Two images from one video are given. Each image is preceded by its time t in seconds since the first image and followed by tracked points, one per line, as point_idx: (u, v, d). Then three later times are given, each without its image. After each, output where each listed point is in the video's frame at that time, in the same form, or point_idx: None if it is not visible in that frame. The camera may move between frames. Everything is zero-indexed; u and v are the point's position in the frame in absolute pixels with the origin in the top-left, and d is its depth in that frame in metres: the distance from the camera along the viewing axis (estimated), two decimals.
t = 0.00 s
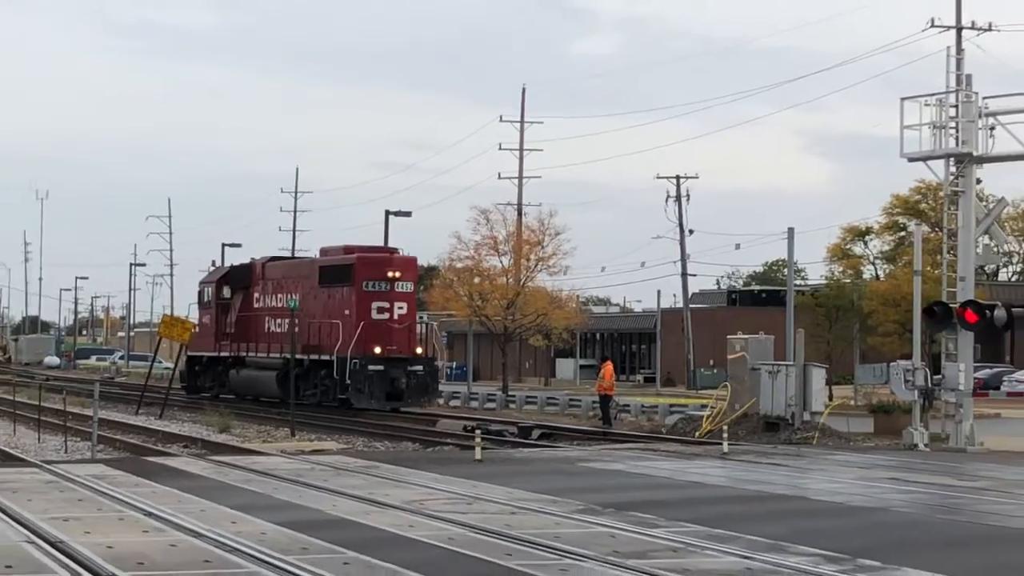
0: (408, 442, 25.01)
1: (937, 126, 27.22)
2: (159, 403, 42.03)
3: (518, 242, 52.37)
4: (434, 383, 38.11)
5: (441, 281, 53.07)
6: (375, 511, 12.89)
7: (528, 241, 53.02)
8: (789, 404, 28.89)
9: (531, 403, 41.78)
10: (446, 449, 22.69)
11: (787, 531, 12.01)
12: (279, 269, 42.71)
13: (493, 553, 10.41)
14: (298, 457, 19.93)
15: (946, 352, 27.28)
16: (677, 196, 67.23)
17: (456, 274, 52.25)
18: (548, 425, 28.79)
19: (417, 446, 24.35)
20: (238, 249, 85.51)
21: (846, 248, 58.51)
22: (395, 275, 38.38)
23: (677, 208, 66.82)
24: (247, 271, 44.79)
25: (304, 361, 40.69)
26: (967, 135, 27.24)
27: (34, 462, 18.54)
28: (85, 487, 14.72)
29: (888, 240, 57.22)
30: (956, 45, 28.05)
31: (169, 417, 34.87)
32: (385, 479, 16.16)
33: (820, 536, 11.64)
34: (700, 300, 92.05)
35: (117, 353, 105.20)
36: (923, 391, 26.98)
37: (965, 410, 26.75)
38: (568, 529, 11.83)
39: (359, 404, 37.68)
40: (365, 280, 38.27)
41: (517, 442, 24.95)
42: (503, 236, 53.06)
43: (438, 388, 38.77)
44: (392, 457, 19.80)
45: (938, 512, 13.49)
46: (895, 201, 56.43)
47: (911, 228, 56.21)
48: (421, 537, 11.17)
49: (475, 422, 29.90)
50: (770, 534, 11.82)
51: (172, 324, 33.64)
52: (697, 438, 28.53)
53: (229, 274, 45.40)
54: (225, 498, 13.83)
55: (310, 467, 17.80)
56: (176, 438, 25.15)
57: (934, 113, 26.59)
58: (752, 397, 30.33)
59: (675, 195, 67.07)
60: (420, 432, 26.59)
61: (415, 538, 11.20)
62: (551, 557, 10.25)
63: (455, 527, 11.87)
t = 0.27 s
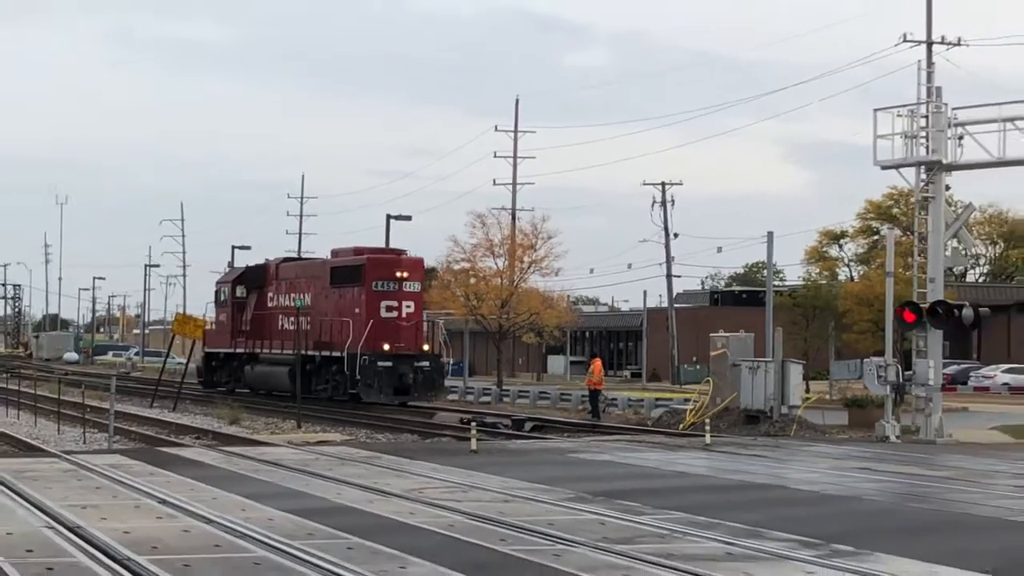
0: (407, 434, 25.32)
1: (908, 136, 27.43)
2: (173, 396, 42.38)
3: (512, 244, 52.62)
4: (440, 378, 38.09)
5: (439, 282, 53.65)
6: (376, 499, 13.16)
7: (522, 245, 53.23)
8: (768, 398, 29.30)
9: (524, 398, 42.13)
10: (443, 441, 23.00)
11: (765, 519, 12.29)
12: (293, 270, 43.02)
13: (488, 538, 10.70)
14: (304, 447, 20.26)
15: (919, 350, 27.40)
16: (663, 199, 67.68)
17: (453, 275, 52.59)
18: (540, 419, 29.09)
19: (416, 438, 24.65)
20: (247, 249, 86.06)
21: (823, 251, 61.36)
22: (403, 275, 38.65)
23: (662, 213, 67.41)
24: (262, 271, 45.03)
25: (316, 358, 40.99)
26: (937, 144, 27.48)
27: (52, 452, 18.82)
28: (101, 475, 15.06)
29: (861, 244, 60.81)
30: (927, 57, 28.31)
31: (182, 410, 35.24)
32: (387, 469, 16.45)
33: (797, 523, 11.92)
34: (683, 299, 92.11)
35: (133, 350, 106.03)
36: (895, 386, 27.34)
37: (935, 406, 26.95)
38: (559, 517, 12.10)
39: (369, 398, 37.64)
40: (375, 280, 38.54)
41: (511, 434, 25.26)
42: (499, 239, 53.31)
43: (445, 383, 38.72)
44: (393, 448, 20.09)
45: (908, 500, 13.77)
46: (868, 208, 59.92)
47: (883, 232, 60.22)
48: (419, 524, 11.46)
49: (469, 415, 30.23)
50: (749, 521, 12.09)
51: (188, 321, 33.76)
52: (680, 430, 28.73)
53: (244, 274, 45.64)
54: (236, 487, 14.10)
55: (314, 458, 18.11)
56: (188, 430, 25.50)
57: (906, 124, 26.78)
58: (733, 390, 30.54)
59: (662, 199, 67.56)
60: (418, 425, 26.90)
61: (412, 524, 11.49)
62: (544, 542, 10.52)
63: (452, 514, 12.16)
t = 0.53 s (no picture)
0: (399, 429, 25.57)
1: (872, 145, 27.82)
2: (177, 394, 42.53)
3: (501, 247, 52.69)
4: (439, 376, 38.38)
5: (430, 285, 54.07)
6: (370, 491, 13.40)
7: (509, 248, 53.37)
8: (742, 394, 29.69)
9: (511, 396, 42.44)
10: (434, 434, 23.27)
11: (736, 507, 12.56)
12: (296, 271, 43.20)
13: (475, 527, 10.94)
14: (302, 441, 20.51)
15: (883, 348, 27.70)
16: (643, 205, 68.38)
17: (444, 278, 52.96)
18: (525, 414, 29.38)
19: (408, 432, 24.91)
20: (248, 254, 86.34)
21: (793, 255, 65.00)
22: (403, 277, 38.80)
23: (640, 219, 68.12)
24: (267, 273, 45.19)
25: (319, 357, 41.24)
26: (900, 154, 27.83)
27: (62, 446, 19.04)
28: (108, 468, 15.31)
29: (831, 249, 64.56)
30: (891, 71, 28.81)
31: (185, 406, 35.44)
32: (380, 462, 16.70)
33: (768, 512, 12.19)
34: (661, 302, 92.59)
35: (140, 349, 106.42)
36: (861, 382, 27.54)
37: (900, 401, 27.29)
38: (543, 507, 12.35)
39: (370, 396, 38.01)
40: (375, 281, 38.70)
41: (499, 428, 25.54)
42: (487, 243, 53.61)
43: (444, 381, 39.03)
44: (387, 442, 20.34)
45: (873, 490, 14.09)
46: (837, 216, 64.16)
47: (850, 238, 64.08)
48: (410, 514, 11.70)
49: (456, 410, 30.53)
50: (722, 510, 12.35)
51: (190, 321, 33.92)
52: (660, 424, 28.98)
53: (250, 276, 45.81)
54: (236, 480, 14.31)
55: (310, 451, 18.35)
56: (190, 425, 25.71)
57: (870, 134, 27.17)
58: (710, 386, 30.80)
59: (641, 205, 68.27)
60: (410, 419, 27.16)
61: (402, 514, 11.74)
62: (528, 531, 10.77)
63: (442, 505, 12.40)
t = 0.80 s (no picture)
0: (391, 424, 25.80)
1: (843, 151, 28.05)
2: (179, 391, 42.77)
3: (487, 250, 53.06)
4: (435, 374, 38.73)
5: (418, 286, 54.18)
6: (363, 484, 13.65)
7: (495, 251, 53.72)
8: (718, 389, 29.87)
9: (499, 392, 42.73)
10: (424, 430, 23.51)
11: (717, 499, 12.83)
12: (297, 273, 43.43)
13: (464, 518, 11.19)
14: (298, 437, 20.73)
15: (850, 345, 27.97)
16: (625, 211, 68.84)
17: (431, 280, 53.10)
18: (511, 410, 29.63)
19: (399, 428, 25.13)
20: (245, 259, 86.44)
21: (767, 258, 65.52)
22: (401, 278, 39.02)
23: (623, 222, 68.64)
24: (269, 274, 45.41)
25: (320, 356, 41.49)
26: (869, 160, 28.06)
27: (64, 443, 19.29)
28: (111, 463, 15.54)
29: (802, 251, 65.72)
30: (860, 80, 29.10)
31: (185, 403, 35.65)
32: (372, 456, 16.95)
33: (746, 503, 12.47)
34: (641, 303, 92.94)
35: (139, 348, 106.60)
36: (833, 379, 27.83)
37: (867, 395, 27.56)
38: (528, 499, 12.61)
39: (369, 393, 38.15)
40: (374, 282, 38.90)
41: (486, 424, 25.79)
42: (474, 246, 53.77)
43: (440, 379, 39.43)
44: (378, 437, 20.59)
45: (843, 482, 14.38)
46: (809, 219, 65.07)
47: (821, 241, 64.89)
48: (401, 506, 11.95)
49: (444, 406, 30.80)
50: (700, 501, 12.61)
51: (189, 322, 34.02)
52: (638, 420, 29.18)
53: (253, 278, 46.01)
54: (235, 473, 14.55)
55: (304, 446, 18.58)
56: (189, 421, 25.91)
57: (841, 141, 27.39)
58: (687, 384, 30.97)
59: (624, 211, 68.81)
60: (401, 415, 27.38)
61: (393, 506, 11.98)
62: (514, 522, 11.02)
63: (432, 497, 12.64)
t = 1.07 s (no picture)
0: (385, 422, 26.01)
1: (818, 160, 28.26)
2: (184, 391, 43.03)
3: (477, 253, 53.33)
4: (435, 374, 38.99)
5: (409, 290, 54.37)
6: (358, 480, 13.86)
7: (485, 255, 53.98)
8: (699, 389, 30.09)
9: (487, 391, 42.96)
10: (417, 428, 23.72)
11: (699, 494, 13.03)
12: (301, 277, 43.60)
13: (455, 513, 11.41)
14: (296, 435, 20.92)
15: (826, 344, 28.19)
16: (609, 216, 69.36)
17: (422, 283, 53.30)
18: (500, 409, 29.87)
19: (393, 426, 25.35)
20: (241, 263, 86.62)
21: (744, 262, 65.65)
22: (401, 281, 39.18)
23: (608, 227, 69.18)
24: (273, 278, 45.59)
25: (322, 356, 41.67)
26: (844, 168, 28.24)
27: (67, 441, 19.49)
28: (116, 460, 15.75)
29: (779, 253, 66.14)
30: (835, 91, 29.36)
31: (187, 402, 35.88)
32: (367, 453, 17.16)
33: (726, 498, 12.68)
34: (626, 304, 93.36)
35: (141, 350, 106.74)
36: (810, 378, 28.14)
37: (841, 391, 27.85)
38: (517, 494, 12.83)
39: (370, 393, 38.49)
40: (374, 285, 39.05)
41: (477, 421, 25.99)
42: (464, 251, 54.02)
43: (440, 380, 39.71)
44: (373, 434, 20.79)
45: (818, 477, 14.62)
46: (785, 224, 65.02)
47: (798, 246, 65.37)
48: (395, 501, 12.17)
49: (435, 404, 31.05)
50: (682, 497, 12.82)
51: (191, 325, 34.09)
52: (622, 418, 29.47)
53: (257, 281, 46.19)
54: (235, 470, 14.76)
55: (301, 443, 18.78)
56: (190, 421, 26.11)
57: (817, 150, 27.62)
58: (668, 382, 31.19)
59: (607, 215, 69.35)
60: (394, 414, 27.59)
61: (387, 501, 12.20)
62: (504, 516, 11.24)
63: (425, 493, 12.85)
